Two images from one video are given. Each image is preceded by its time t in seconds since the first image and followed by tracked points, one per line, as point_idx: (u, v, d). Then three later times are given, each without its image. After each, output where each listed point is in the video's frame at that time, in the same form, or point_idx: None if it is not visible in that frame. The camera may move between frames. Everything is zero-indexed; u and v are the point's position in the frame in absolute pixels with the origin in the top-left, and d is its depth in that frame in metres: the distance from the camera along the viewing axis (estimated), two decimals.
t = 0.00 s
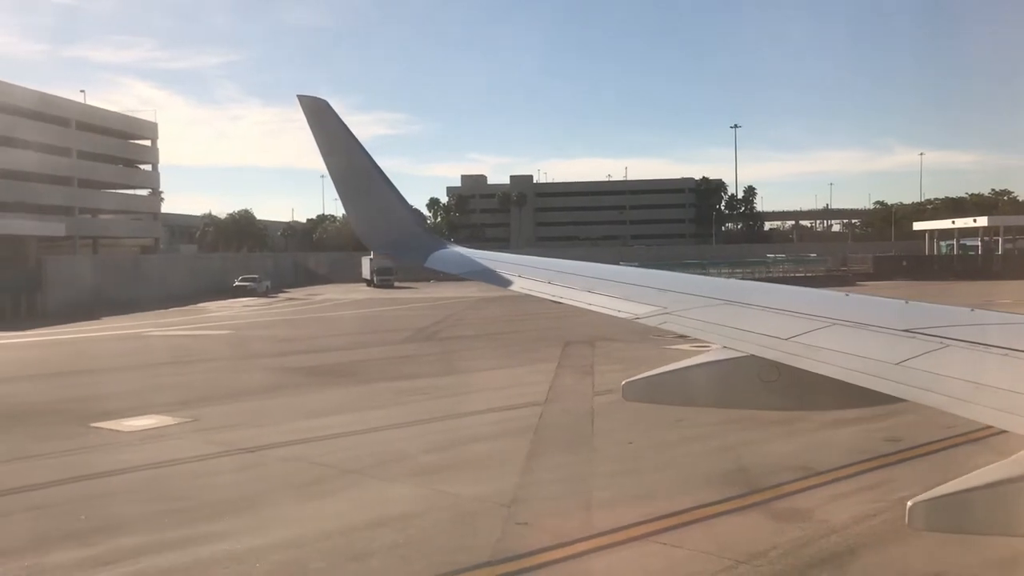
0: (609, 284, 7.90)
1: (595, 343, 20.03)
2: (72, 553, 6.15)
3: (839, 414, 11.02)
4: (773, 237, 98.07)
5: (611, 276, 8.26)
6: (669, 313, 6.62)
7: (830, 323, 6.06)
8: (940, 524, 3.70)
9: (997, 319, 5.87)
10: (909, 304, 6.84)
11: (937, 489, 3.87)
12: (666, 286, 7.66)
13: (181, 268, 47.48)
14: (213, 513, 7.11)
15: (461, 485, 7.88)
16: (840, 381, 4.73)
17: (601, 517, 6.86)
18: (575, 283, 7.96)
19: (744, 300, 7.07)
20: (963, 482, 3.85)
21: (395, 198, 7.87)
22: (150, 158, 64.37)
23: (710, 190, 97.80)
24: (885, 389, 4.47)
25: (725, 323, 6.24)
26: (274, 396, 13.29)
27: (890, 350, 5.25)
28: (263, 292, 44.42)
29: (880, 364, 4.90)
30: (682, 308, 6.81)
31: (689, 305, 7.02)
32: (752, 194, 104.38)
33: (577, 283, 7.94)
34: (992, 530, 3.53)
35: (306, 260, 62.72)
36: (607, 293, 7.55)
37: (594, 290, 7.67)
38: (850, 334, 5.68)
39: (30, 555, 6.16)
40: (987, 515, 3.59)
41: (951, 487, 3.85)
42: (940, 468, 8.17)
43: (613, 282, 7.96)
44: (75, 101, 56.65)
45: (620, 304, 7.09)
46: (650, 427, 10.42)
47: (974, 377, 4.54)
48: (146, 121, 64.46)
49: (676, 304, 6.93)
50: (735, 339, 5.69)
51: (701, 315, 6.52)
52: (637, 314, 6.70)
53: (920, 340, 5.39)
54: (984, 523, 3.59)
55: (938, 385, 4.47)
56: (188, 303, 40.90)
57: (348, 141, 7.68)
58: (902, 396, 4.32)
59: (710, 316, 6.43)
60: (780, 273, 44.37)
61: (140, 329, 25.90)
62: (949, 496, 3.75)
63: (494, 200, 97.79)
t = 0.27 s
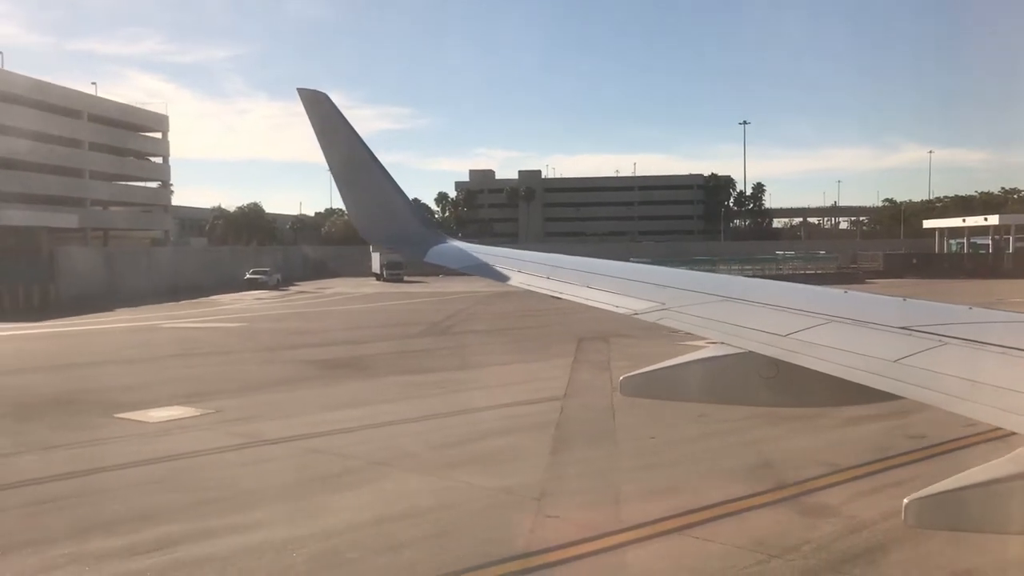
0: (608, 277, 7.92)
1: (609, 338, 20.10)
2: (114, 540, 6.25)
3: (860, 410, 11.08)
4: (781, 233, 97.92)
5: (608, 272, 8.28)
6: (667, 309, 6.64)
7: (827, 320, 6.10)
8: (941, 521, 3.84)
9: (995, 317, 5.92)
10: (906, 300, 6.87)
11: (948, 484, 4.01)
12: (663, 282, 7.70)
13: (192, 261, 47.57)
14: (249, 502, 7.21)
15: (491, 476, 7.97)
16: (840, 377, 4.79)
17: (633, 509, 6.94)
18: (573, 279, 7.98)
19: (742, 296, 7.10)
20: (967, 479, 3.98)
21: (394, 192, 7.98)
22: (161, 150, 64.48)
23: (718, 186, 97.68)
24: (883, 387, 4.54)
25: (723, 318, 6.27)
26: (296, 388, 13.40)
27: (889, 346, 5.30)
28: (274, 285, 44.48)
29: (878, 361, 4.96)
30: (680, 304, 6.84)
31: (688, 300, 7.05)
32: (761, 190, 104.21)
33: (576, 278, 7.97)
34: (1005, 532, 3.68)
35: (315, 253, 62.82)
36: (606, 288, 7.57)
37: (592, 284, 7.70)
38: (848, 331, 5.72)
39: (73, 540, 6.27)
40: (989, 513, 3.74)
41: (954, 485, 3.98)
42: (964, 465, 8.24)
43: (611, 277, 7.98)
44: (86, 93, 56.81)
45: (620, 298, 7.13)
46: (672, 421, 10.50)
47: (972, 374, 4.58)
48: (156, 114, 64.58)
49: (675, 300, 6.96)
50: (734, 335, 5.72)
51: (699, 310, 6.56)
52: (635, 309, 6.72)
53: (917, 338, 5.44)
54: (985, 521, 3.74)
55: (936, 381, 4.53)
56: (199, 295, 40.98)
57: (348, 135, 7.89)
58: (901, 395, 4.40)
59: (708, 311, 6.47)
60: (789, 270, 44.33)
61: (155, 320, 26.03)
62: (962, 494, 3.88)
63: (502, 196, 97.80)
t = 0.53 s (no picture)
0: (606, 272, 7.82)
1: (623, 331, 20.12)
2: (147, 527, 6.34)
3: (880, 405, 11.10)
4: (790, 228, 97.75)
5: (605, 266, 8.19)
6: (666, 302, 6.56)
7: (827, 315, 6.06)
8: (935, 516, 3.94)
9: (995, 313, 5.91)
10: (907, 297, 6.83)
11: (954, 477, 4.04)
12: (660, 276, 7.61)
13: (204, 252, 47.66)
14: (278, 490, 7.28)
15: (519, 467, 8.03)
16: (839, 371, 4.77)
17: (662, 501, 6.99)
18: (572, 272, 7.96)
19: (740, 291, 7.04)
20: (964, 472, 4.06)
21: (394, 186, 7.87)
22: (171, 140, 64.61)
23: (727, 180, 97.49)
24: (881, 380, 4.52)
25: (721, 312, 6.22)
26: (315, 378, 13.48)
27: (888, 340, 5.29)
28: (285, 275, 44.58)
29: (877, 355, 4.95)
30: (680, 297, 6.76)
31: (685, 294, 6.97)
32: (770, 184, 104.09)
33: (573, 272, 7.88)
34: (996, 524, 3.70)
35: (325, 244, 62.90)
36: (603, 281, 7.48)
37: (590, 277, 7.62)
38: (849, 326, 5.68)
39: (106, 526, 6.35)
40: (979, 507, 3.83)
41: (947, 480, 4.07)
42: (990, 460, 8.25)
43: (609, 272, 7.88)
44: (97, 82, 56.96)
45: (618, 291, 7.05)
46: (694, 414, 10.56)
47: (972, 369, 4.57)
48: (167, 104, 64.71)
49: (674, 293, 6.93)
50: (735, 329, 5.67)
51: (699, 304, 6.49)
52: (634, 303, 6.63)
53: (917, 333, 5.43)
54: (978, 516, 3.81)
55: (936, 374, 4.52)
56: (212, 285, 41.08)
57: (348, 126, 7.78)
58: (899, 387, 4.40)
59: (706, 305, 6.41)
60: (800, 264, 44.27)
61: (169, 309, 26.13)
62: (967, 485, 3.91)
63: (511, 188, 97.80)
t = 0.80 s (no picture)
0: (606, 266, 7.82)
1: (638, 324, 20.16)
2: (183, 514, 6.42)
3: (902, 398, 11.14)
4: (800, 221, 97.58)
5: (606, 258, 8.19)
6: (667, 296, 6.57)
7: (827, 308, 6.08)
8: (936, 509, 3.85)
9: (994, 306, 5.94)
10: (905, 288, 6.84)
11: (951, 466, 4.00)
12: (660, 270, 7.62)
13: (217, 243, 47.79)
14: (310, 478, 7.37)
15: (548, 457, 8.09)
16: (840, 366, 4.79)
17: (692, 491, 7.05)
18: (572, 265, 7.98)
19: (740, 283, 7.05)
20: (962, 465, 3.97)
21: (392, 176, 8.11)
22: (184, 131, 64.79)
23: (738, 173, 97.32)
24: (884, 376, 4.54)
25: (722, 306, 6.24)
26: (337, 368, 13.57)
27: (888, 334, 5.31)
28: (297, 266, 44.67)
29: (877, 349, 4.98)
30: (681, 292, 6.78)
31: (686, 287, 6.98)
32: (780, 177, 103.90)
33: (574, 265, 7.89)
34: (989, 516, 3.70)
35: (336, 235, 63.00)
36: (602, 274, 7.47)
37: (590, 271, 7.62)
38: (848, 319, 5.70)
39: (146, 513, 6.44)
40: (980, 501, 3.74)
41: (946, 472, 3.97)
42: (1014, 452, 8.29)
43: (610, 265, 7.87)
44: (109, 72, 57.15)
45: (619, 285, 7.06)
46: (717, 406, 10.61)
47: (972, 364, 4.57)
48: (180, 95, 64.89)
49: (674, 286, 6.95)
50: (736, 324, 5.69)
51: (700, 299, 6.50)
52: (636, 297, 6.64)
53: (916, 325, 5.46)
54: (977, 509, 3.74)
55: (937, 369, 4.55)
56: (225, 276, 41.20)
57: (347, 117, 7.99)
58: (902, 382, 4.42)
59: (707, 299, 6.43)
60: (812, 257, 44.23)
61: (186, 299, 26.26)
62: (965, 476, 3.83)
63: (521, 179, 97.86)
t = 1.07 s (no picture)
0: (607, 258, 7.77)
1: (654, 317, 20.20)
2: (223, 503, 6.50)
3: (927, 391, 11.15)
4: (812, 215, 97.41)
5: (607, 251, 8.14)
6: (668, 289, 6.52)
7: (828, 301, 6.02)
8: (933, 502, 3.80)
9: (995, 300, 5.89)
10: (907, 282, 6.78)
11: (949, 463, 3.94)
12: (661, 263, 7.57)
13: (229, 236, 47.93)
14: (343, 469, 7.43)
15: (578, 449, 8.14)
16: (838, 358, 4.74)
17: (724, 483, 7.09)
18: (572, 258, 7.93)
19: (742, 276, 7.00)
20: (960, 458, 3.92)
21: (392, 169, 7.96)
22: (197, 124, 65.02)
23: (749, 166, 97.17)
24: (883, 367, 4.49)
25: (722, 298, 6.20)
26: (359, 361, 13.65)
27: (889, 327, 5.25)
28: (310, 259, 44.79)
29: (876, 341, 4.93)
30: (681, 285, 6.73)
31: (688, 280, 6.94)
32: (792, 171, 103.67)
33: (574, 258, 7.84)
34: (985, 509, 3.62)
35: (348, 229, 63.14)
36: (603, 268, 7.43)
37: (590, 264, 7.58)
38: (849, 312, 5.65)
39: (185, 503, 6.52)
40: (976, 493, 3.69)
41: (944, 465, 3.93)
42: None
43: (610, 258, 7.82)
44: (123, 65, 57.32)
45: (619, 278, 7.02)
46: (742, 400, 10.65)
47: (973, 356, 4.52)
48: (193, 88, 65.10)
49: (675, 279, 6.89)
50: (736, 316, 5.66)
51: (700, 292, 6.45)
52: (636, 290, 6.60)
53: (917, 318, 5.40)
54: (973, 501, 3.69)
55: (937, 360, 4.49)
56: (238, 269, 41.33)
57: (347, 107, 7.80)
58: (901, 373, 4.36)
59: (707, 292, 6.38)
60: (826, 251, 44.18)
61: (203, 292, 26.40)
62: (962, 468, 3.79)
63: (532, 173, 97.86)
